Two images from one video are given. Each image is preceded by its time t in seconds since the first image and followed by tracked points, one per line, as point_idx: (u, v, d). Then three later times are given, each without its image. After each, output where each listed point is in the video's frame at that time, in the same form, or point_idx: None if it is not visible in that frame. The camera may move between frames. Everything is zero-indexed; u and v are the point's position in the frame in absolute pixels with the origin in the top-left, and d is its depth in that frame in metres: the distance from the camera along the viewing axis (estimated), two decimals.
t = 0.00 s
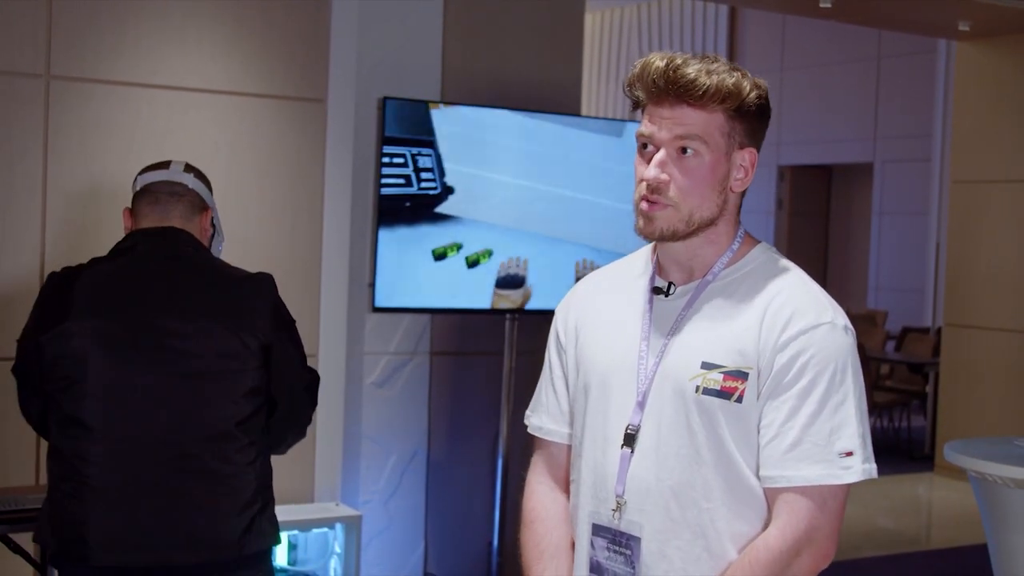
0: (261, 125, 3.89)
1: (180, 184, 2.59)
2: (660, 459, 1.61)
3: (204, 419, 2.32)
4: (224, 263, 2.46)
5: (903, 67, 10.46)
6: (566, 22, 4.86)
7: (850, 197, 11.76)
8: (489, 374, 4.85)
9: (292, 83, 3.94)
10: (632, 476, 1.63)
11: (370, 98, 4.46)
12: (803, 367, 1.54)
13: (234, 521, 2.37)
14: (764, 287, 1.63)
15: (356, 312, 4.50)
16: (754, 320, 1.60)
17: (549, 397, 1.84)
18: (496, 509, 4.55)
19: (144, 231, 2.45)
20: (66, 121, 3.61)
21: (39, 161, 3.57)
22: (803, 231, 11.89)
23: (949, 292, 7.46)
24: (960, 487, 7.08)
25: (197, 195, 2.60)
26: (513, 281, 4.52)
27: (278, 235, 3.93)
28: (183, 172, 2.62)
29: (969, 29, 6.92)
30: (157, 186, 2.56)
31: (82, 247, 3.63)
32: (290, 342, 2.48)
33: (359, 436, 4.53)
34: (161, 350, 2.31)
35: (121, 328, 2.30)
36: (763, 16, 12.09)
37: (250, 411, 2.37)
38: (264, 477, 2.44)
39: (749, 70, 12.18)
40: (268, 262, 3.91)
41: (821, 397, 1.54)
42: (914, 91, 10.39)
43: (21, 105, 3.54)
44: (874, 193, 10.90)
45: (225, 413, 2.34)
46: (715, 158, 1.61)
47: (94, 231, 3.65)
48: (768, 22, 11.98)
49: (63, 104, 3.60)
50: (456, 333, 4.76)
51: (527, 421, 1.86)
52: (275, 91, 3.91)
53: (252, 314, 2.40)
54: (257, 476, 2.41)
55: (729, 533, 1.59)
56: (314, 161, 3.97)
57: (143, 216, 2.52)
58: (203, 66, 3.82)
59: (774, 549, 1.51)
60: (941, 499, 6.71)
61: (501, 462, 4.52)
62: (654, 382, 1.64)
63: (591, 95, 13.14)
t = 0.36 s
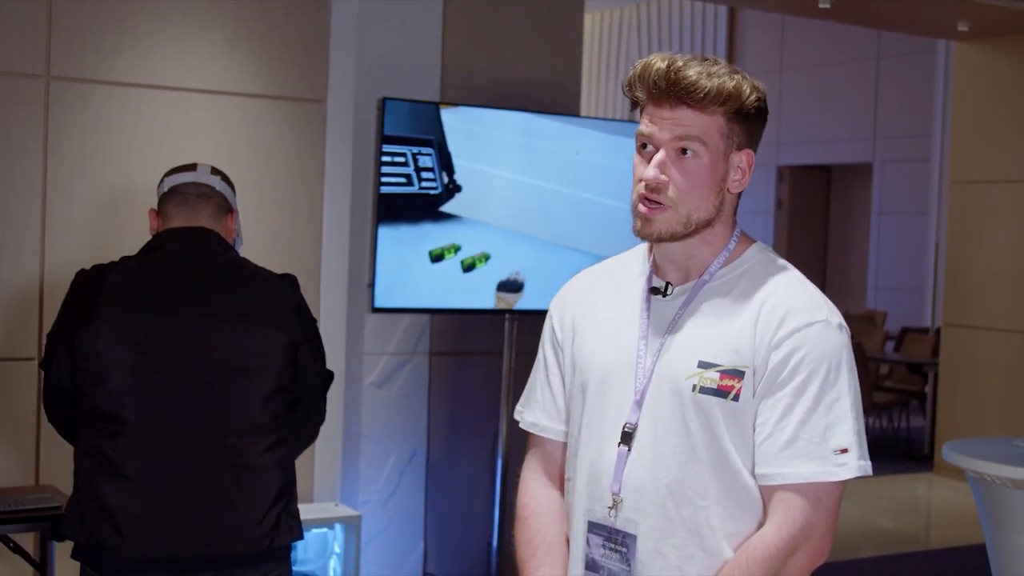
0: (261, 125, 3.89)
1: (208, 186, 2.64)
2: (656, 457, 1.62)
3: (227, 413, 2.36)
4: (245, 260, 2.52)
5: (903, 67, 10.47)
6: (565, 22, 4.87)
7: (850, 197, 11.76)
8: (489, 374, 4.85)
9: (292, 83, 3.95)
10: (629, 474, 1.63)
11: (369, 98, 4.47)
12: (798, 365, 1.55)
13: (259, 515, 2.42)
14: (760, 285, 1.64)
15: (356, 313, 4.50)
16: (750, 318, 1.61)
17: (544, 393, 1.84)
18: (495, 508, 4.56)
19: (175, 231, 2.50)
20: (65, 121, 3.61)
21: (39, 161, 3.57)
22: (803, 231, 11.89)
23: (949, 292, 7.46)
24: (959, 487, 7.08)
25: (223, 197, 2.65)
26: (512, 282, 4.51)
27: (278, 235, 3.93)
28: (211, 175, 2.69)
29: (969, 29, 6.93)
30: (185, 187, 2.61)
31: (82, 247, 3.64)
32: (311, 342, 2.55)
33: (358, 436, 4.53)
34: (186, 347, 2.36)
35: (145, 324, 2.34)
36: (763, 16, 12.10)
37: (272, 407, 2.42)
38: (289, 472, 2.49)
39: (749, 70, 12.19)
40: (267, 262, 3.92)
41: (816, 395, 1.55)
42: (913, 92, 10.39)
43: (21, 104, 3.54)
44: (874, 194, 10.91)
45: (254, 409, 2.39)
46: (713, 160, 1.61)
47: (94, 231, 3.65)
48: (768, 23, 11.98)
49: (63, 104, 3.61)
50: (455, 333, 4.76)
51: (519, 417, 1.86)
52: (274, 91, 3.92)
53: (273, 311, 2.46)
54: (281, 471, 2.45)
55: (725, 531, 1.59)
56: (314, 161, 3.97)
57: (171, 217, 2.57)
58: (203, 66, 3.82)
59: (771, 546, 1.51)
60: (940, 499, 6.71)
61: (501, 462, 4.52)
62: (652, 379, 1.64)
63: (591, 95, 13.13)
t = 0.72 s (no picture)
0: (261, 125, 3.90)
1: (233, 187, 2.61)
2: (654, 457, 1.62)
3: (259, 408, 2.38)
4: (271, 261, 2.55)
5: (903, 68, 10.47)
6: (565, 22, 4.87)
7: (850, 198, 11.77)
8: (489, 375, 4.85)
9: (292, 83, 3.95)
10: (627, 475, 1.64)
11: (369, 98, 4.47)
12: (797, 367, 1.55)
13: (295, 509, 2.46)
14: (759, 287, 1.64)
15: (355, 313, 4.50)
16: (748, 320, 1.61)
17: (540, 393, 1.84)
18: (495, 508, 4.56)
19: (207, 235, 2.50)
20: (65, 122, 3.61)
21: (39, 161, 3.58)
22: (803, 232, 11.90)
23: (948, 293, 7.46)
24: (958, 487, 7.09)
25: (247, 198, 2.63)
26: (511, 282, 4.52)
27: (278, 236, 3.93)
28: (233, 174, 2.64)
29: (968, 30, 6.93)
30: (211, 187, 2.58)
31: (81, 246, 3.64)
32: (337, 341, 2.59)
33: (358, 436, 4.53)
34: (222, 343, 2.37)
35: (179, 321, 2.36)
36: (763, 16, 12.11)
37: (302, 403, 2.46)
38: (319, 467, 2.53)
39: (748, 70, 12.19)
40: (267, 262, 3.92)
41: (813, 396, 1.55)
42: (912, 92, 10.40)
43: (21, 104, 3.54)
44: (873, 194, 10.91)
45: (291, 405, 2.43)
46: (716, 166, 1.62)
47: (95, 230, 3.65)
48: (767, 23, 11.99)
49: (63, 104, 3.61)
50: (454, 333, 4.76)
51: (515, 418, 1.86)
52: (274, 91, 3.92)
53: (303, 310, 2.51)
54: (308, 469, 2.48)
55: (722, 532, 1.59)
56: (314, 161, 3.97)
57: (198, 217, 2.55)
58: (202, 66, 3.83)
59: (771, 546, 1.52)
60: (939, 500, 6.72)
61: (501, 462, 4.52)
62: (650, 380, 1.65)
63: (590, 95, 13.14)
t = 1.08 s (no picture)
0: (261, 126, 3.90)
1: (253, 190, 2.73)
2: (661, 461, 1.62)
3: (303, 410, 2.49)
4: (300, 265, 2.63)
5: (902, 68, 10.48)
6: (564, 22, 4.87)
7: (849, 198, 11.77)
8: (489, 374, 4.86)
9: (292, 84, 3.95)
10: (634, 479, 1.64)
11: (369, 97, 4.47)
12: (805, 370, 1.55)
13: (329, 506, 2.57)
14: (766, 289, 1.64)
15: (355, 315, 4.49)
16: (756, 323, 1.61)
17: (543, 398, 1.84)
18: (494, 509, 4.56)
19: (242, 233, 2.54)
20: (65, 122, 3.61)
21: (38, 161, 3.57)
22: (803, 232, 11.89)
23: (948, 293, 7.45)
24: (957, 487, 7.10)
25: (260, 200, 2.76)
26: (512, 283, 4.47)
27: (280, 236, 3.94)
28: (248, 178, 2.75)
29: (969, 30, 6.91)
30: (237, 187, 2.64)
31: (81, 246, 3.64)
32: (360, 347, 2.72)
33: (358, 436, 4.53)
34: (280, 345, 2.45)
35: (243, 320, 2.41)
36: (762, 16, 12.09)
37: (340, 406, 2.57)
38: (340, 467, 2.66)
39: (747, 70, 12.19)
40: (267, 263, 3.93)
41: (822, 400, 1.54)
42: (912, 92, 10.39)
43: (21, 104, 3.54)
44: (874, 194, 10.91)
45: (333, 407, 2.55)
46: (717, 168, 1.62)
47: (94, 230, 3.65)
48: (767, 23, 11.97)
49: (62, 105, 3.61)
50: (454, 333, 4.76)
51: (518, 423, 1.87)
52: (274, 91, 3.92)
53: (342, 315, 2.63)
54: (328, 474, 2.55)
55: (729, 535, 1.59)
56: (313, 162, 3.97)
57: (229, 216, 2.64)
58: (202, 66, 3.83)
59: (783, 551, 1.52)
60: (938, 500, 6.73)
61: (501, 462, 4.52)
62: (654, 385, 1.65)
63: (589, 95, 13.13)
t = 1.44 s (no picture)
0: (262, 126, 3.91)
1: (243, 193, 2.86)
2: (674, 469, 1.62)
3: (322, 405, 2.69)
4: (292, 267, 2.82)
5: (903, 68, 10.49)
6: (564, 22, 4.87)
7: (849, 198, 11.77)
8: (488, 374, 4.85)
9: (292, 84, 3.96)
10: (647, 487, 1.63)
11: (369, 97, 4.47)
12: (818, 373, 1.55)
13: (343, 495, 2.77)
14: (776, 292, 1.64)
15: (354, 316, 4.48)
16: (767, 327, 1.61)
17: (557, 406, 1.84)
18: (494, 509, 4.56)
19: (241, 232, 2.65)
20: (65, 122, 3.61)
21: (38, 160, 3.57)
22: (802, 232, 11.89)
23: (948, 293, 7.45)
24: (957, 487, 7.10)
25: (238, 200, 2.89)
26: (511, 282, 4.46)
27: (280, 236, 3.95)
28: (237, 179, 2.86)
29: (968, 30, 6.92)
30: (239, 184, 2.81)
31: (81, 246, 3.63)
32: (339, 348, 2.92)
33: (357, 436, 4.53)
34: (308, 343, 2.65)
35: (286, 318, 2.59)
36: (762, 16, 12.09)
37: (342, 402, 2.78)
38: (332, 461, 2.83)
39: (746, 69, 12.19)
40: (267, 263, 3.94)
41: (836, 403, 1.55)
42: (912, 92, 10.40)
43: (20, 104, 3.54)
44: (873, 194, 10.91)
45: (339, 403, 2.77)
46: (716, 168, 1.61)
47: (94, 229, 3.65)
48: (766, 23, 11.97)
49: (62, 104, 3.60)
50: (454, 333, 4.76)
51: (534, 433, 1.86)
52: (275, 91, 3.93)
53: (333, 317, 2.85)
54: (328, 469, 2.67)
55: (744, 541, 1.59)
56: (312, 162, 3.99)
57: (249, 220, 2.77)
58: (202, 66, 3.83)
59: (798, 556, 1.52)
60: (938, 500, 6.72)
61: (500, 462, 4.51)
62: (664, 390, 1.65)
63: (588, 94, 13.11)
